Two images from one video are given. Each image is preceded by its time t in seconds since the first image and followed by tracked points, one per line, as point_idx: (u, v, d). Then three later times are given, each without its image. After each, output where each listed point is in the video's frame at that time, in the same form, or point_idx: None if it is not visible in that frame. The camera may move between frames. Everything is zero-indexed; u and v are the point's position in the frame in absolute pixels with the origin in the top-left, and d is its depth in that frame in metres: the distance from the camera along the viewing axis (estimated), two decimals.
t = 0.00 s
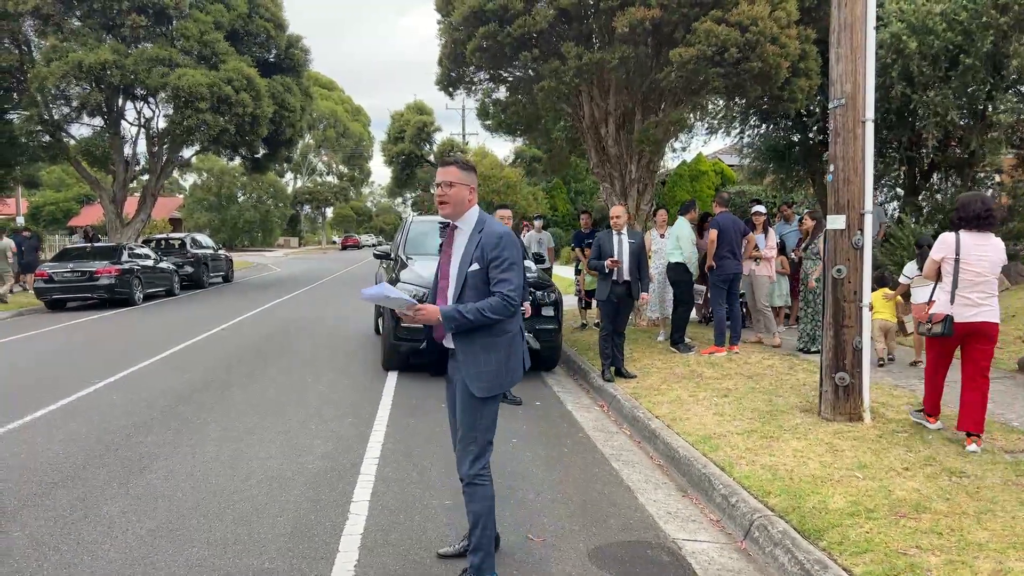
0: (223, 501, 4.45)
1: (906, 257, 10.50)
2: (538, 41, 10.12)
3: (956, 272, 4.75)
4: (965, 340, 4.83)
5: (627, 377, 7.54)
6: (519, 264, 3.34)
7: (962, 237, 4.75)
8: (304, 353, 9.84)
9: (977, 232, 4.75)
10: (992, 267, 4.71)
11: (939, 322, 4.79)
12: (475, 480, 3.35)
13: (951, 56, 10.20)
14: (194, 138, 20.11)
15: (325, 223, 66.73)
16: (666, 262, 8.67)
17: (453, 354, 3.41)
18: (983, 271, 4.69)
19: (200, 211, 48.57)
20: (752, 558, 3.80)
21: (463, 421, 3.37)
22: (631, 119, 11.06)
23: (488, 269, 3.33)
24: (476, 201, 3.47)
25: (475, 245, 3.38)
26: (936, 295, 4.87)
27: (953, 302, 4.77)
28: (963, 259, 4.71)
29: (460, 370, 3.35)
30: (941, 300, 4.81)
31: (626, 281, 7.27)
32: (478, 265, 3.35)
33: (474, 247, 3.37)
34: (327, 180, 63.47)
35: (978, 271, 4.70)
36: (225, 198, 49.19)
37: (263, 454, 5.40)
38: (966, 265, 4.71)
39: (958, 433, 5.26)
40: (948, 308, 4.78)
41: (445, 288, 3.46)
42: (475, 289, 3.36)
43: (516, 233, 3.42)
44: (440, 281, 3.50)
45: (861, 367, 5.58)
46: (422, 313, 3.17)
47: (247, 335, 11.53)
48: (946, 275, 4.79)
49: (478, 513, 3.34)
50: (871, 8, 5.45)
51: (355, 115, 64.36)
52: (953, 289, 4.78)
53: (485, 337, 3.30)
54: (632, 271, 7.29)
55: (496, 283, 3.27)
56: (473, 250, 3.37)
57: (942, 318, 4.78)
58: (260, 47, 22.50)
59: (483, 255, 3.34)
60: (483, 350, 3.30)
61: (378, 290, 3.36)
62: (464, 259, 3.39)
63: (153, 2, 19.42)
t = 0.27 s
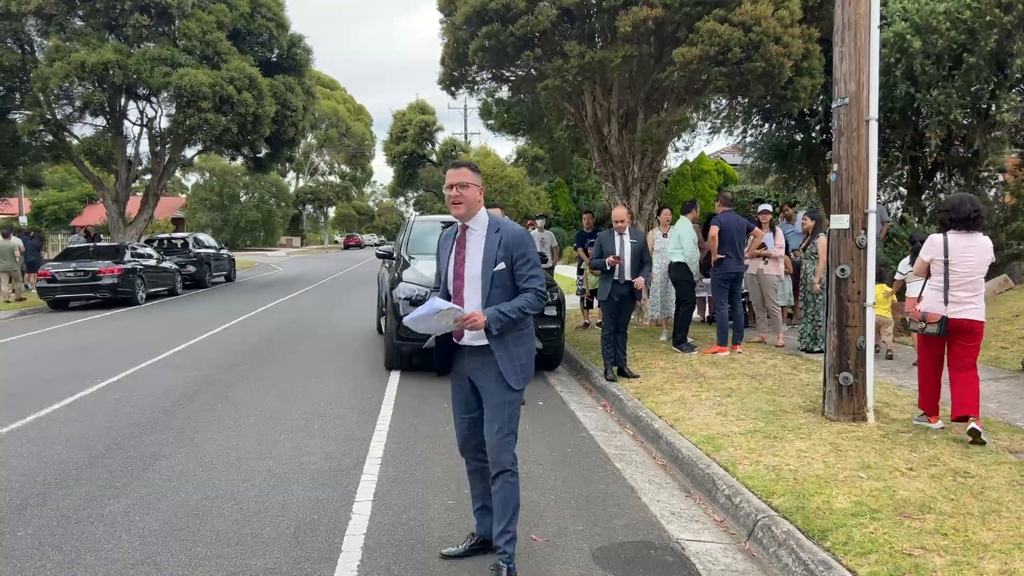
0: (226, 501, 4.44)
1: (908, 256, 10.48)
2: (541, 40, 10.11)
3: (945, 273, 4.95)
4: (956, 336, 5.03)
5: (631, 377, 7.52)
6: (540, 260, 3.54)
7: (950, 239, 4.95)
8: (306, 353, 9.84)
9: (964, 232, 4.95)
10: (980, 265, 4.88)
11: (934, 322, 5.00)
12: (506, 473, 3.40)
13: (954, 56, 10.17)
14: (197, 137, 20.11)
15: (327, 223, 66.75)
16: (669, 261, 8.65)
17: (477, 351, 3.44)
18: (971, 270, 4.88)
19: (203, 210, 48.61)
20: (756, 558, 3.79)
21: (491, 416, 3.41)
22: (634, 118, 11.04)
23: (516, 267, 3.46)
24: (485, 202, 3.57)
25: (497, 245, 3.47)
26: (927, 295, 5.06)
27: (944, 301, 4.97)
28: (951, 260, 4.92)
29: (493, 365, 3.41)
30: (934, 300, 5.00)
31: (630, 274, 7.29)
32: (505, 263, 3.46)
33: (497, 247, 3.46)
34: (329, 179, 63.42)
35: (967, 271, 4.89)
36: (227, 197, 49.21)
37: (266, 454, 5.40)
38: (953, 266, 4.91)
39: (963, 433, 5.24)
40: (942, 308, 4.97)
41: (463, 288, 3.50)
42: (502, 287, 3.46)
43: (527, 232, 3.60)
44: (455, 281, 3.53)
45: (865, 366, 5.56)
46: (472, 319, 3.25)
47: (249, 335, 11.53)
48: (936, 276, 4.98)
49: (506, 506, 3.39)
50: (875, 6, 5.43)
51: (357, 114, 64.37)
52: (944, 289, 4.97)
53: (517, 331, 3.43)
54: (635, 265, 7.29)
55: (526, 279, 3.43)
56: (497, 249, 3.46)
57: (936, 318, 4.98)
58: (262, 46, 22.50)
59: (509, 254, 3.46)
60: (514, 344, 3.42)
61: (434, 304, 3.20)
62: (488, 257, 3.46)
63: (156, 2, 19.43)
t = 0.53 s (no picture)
0: (227, 502, 4.44)
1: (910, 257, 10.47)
2: (543, 40, 10.11)
3: (934, 268, 5.23)
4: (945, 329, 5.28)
5: (632, 377, 7.52)
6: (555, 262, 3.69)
7: (941, 236, 5.22)
8: (308, 354, 9.85)
9: (957, 230, 5.21)
10: (970, 262, 5.15)
11: (920, 315, 5.28)
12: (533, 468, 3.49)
13: (956, 56, 10.16)
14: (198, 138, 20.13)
15: (328, 224, 66.76)
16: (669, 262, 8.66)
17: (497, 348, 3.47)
18: (960, 267, 5.15)
19: (204, 211, 48.66)
20: (757, 558, 3.78)
21: (514, 414, 3.47)
22: (635, 118, 11.05)
23: (539, 267, 3.56)
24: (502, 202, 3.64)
25: (520, 244, 3.54)
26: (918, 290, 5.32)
27: (933, 296, 5.23)
28: (942, 256, 5.18)
29: (514, 362, 3.46)
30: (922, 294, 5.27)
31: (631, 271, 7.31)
32: (530, 262, 3.54)
33: (522, 246, 3.54)
34: (330, 180, 63.44)
35: (956, 267, 5.16)
36: (228, 198, 49.25)
37: (268, 454, 5.40)
38: (944, 262, 5.18)
39: (964, 433, 5.23)
40: (929, 302, 5.24)
41: (484, 285, 3.52)
42: (526, 286, 3.53)
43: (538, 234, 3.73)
44: (474, 278, 3.53)
45: (866, 367, 5.56)
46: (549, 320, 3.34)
47: (251, 336, 11.54)
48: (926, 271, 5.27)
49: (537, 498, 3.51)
50: (876, 7, 5.43)
51: (358, 115, 64.40)
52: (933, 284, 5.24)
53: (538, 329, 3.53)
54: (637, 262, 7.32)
55: (549, 279, 3.57)
56: (522, 248, 3.54)
57: (922, 311, 5.26)
58: (264, 47, 22.52)
59: (534, 253, 3.55)
60: (535, 342, 3.50)
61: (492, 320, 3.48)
62: (513, 256, 3.52)
63: (157, 4, 19.46)
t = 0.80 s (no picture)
0: (226, 501, 4.44)
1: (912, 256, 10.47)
2: (543, 40, 10.10)
3: (935, 269, 5.23)
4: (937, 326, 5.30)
5: (632, 377, 7.52)
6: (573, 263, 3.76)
7: (945, 237, 5.22)
8: (309, 354, 9.85)
9: (960, 233, 5.22)
10: (970, 265, 5.19)
11: (915, 309, 5.28)
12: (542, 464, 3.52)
13: (957, 55, 10.14)
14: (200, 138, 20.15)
15: (330, 224, 66.79)
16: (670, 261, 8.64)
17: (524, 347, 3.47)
18: (960, 269, 5.17)
19: (206, 211, 48.70)
20: (757, 558, 3.78)
21: (536, 413, 3.49)
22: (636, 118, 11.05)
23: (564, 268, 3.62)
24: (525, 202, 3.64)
25: (549, 245, 3.57)
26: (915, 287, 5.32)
27: (930, 295, 5.24)
28: (943, 258, 5.19)
29: (542, 360, 3.49)
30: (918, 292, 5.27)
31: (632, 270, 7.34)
32: (558, 263, 3.58)
33: (550, 247, 3.57)
34: (331, 180, 63.44)
35: (957, 269, 5.18)
36: (230, 198, 49.29)
37: (268, 454, 5.40)
38: (945, 263, 5.19)
39: (965, 433, 5.22)
40: (925, 299, 5.25)
41: (513, 285, 3.50)
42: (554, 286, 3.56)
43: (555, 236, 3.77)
44: (503, 278, 3.51)
45: (866, 367, 5.55)
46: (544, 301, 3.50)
47: (252, 336, 11.55)
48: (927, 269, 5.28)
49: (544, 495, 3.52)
50: (876, 6, 5.42)
51: (360, 116, 64.47)
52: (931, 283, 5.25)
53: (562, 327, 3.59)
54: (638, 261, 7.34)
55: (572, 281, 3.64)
56: (551, 249, 3.56)
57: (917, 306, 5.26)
58: (266, 47, 22.54)
59: (560, 254, 3.60)
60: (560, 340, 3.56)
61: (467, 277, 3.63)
62: (543, 256, 3.53)
63: (159, 4, 19.49)
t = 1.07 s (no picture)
0: (225, 501, 4.44)
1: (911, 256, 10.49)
2: (543, 40, 10.11)
3: (945, 267, 5.43)
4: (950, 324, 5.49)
5: (632, 377, 7.51)
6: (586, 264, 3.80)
7: (950, 236, 5.43)
8: (309, 354, 9.86)
9: (962, 231, 5.45)
10: (974, 261, 5.44)
11: (934, 310, 5.42)
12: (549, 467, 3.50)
13: (958, 55, 10.12)
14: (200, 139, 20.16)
15: (331, 224, 66.82)
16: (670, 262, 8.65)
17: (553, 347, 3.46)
18: (968, 265, 5.41)
19: (207, 211, 48.74)
20: (756, 558, 3.78)
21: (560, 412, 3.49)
22: (636, 118, 11.05)
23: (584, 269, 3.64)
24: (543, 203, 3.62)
25: (572, 246, 3.58)
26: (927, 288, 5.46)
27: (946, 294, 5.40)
28: (953, 255, 5.39)
29: (569, 358, 3.50)
30: (935, 292, 5.41)
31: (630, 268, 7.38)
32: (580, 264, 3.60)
33: (573, 248, 3.58)
34: (332, 180, 63.47)
35: (965, 266, 5.40)
36: (231, 198, 49.34)
37: (267, 454, 5.40)
38: (955, 261, 5.39)
39: (964, 434, 5.22)
40: (943, 298, 5.40)
41: (542, 286, 3.48)
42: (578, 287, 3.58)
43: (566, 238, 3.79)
44: (532, 279, 3.48)
45: (866, 367, 5.54)
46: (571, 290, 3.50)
47: (252, 336, 11.56)
48: (936, 268, 5.46)
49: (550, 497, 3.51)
50: (876, 6, 5.42)
51: (361, 116, 64.50)
52: (944, 282, 5.42)
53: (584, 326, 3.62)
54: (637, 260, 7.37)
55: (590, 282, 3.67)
56: (574, 250, 3.58)
57: (937, 306, 5.40)
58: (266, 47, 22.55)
59: (582, 255, 3.62)
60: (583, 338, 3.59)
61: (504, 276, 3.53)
62: (568, 255, 3.54)
63: (159, 4, 19.51)
